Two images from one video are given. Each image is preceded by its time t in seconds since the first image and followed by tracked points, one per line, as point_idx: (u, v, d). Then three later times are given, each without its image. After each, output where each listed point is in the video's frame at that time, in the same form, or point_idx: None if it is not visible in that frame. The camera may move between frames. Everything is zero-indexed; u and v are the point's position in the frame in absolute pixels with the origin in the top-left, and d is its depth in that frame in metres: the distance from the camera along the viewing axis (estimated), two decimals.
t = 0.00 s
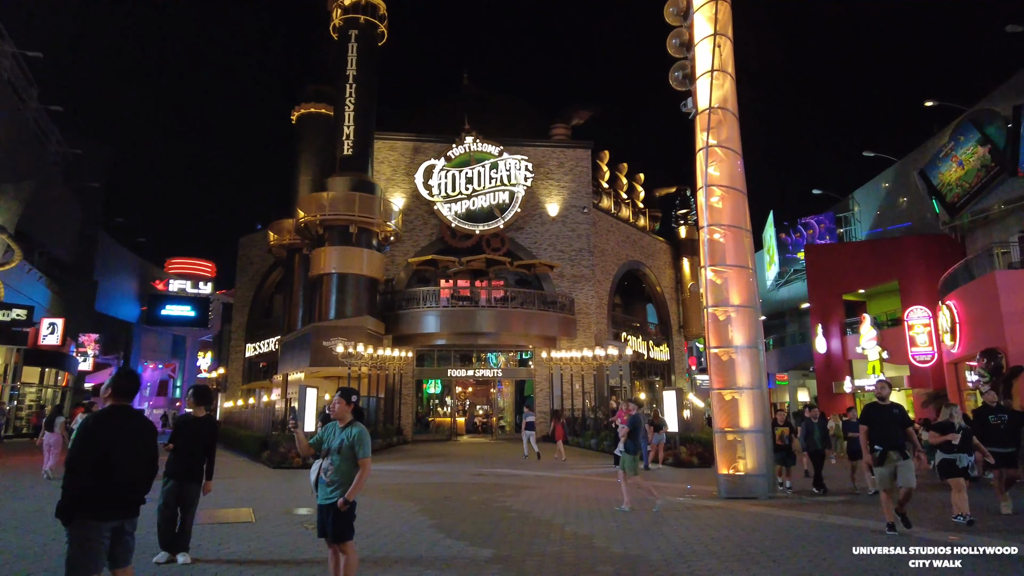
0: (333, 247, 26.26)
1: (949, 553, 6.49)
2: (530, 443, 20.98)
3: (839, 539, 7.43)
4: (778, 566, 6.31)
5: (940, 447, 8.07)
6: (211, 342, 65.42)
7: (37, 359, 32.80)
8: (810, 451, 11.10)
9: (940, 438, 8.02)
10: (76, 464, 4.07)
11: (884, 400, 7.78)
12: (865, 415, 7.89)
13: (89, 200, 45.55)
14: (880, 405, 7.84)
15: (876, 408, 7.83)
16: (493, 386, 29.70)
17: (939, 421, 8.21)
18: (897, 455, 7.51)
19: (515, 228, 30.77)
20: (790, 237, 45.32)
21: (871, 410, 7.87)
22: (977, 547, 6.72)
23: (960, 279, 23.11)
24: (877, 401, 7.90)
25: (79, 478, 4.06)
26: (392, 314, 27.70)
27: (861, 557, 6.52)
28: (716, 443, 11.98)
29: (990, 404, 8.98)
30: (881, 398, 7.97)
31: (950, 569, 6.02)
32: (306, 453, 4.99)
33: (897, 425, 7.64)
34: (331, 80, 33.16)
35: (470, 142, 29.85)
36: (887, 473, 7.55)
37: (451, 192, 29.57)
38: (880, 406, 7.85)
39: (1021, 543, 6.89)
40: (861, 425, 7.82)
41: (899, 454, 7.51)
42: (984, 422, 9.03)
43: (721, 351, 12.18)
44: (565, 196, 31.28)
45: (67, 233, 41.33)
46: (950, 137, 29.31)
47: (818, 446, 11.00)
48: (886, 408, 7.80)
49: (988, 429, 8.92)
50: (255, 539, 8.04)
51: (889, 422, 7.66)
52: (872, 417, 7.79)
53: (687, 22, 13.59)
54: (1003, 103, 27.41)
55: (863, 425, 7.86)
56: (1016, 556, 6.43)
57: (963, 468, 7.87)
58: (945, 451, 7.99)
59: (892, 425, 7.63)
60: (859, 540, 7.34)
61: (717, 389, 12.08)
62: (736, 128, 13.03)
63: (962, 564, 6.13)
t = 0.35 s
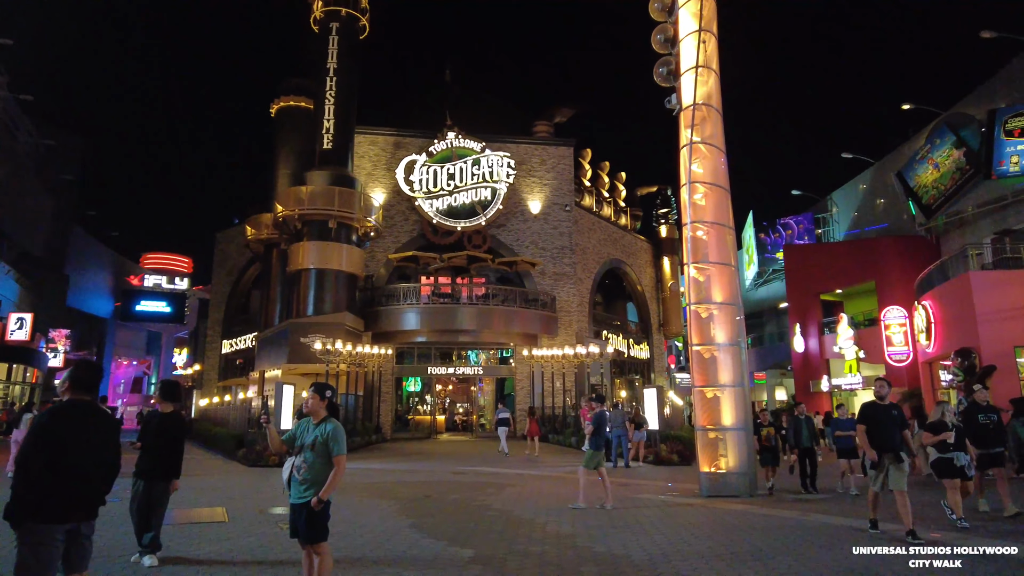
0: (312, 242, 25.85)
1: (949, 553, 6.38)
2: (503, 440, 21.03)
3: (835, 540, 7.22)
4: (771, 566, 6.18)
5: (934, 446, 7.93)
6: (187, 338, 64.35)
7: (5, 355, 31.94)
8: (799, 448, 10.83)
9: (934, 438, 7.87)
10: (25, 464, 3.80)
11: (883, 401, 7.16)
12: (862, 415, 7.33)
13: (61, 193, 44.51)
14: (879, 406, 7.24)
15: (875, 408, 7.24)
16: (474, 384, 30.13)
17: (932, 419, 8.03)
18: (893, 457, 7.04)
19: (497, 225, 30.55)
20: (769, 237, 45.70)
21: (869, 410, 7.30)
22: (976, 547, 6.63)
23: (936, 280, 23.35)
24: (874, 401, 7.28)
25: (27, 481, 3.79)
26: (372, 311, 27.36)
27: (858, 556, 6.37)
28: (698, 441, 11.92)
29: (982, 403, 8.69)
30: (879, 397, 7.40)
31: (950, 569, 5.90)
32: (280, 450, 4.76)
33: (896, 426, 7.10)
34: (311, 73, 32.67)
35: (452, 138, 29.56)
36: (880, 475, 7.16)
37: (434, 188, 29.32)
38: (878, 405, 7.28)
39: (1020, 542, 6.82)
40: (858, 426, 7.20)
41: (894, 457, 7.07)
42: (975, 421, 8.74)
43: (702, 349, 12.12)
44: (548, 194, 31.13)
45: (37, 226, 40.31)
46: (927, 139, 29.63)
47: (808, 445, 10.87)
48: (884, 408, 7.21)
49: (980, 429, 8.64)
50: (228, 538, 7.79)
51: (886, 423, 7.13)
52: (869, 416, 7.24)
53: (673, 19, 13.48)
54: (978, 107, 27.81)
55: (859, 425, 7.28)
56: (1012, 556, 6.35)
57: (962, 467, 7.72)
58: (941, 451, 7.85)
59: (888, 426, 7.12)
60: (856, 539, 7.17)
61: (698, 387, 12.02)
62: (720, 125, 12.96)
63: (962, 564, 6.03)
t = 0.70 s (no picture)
0: (274, 234, 25.25)
1: (949, 553, 6.31)
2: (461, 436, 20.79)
3: (817, 539, 7.01)
4: (745, 564, 6.13)
5: (911, 446, 8.07)
6: (144, 332, 62.44)
7: None
8: (771, 448, 10.65)
9: (915, 438, 7.96)
10: None
11: (865, 395, 7.08)
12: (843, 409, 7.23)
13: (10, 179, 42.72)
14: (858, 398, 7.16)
15: (854, 403, 7.15)
16: (439, 379, 29.32)
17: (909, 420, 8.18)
18: (874, 452, 6.92)
19: (466, 220, 30.27)
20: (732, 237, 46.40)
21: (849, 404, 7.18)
22: (976, 547, 6.60)
23: (893, 281, 23.93)
24: (855, 394, 7.22)
25: None
26: (336, 306, 26.84)
27: (858, 556, 6.23)
28: (663, 437, 11.92)
29: (954, 400, 8.33)
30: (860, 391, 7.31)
31: (951, 569, 5.82)
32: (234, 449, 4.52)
33: (876, 420, 7.04)
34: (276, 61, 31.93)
35: (421, 131, 29.20)
36: (862, 471, 6.91)
37: (400, 181, 28.85)
38: (859, 400, 7.21)
39: (1017, 542, 6.81)
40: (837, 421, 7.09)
41: (876, 452, 6.95)
42: (943, 416, 8.36)
43: (669, 346, 12.13)
44: (516, 189, 30.99)
45: None
46: (886, 145, 30.43)
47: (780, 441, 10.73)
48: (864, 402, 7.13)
49: (949, 426, 8.31)
50: (180, 539, 7.46)
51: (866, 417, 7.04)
52: (848, 412, 7.13)
53: (645, 15, 13.46)
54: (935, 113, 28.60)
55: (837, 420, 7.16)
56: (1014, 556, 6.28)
57: (934, 469, 7.84)
58: (915, 451, 8.01)
59: (870, 420, 7.03)
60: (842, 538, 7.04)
61: (664, 383, 12.04)
62: (691, 123, 12.97)
63: (962, 564, 5.95)
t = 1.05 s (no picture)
0: (218, 226, 24.40)
1: (950, 553, 6.28)
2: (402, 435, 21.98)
3: (778, 540, 6.97)
4: (691, 563, 6.16)
5: (865, 442, 7.80)
6: (76, 326, 59.55)
7: None
8: (721, 447, 10.61)
9: (867, 432, 7.71)
10: None
11: (816, 394, 7.13)
12: (796, 411, 7.27)
13: None
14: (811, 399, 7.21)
15: (807, 404, 7.22)
16: (387, 377, 29.08)
17: (869, 413, 7.88)
18: (829, 453, 6.87)
19: (418, 216, 29.88)
20: (680, 239, 47.36)
21: (803, 405, 7.23)
22: (977, 547, 6.51)
23: (832, 284, 24.79)
24: (808, 395, 7.27)
25: None
26: (282, 301, 26.14)
27: (857, 555, 6.15)
28: (612, 435, 12.00)
29: (896, 401, 8.68)
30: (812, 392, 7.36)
31: (951, 569, 5.76)
32: (166, 449, 4.27)
33: (829, 420, 7.03)
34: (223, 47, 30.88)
35: (372, 124, 28.69)
36: (819, 474, 6.81)
37: (351, 174, 28.36)
38: (812, 401, 7.25)
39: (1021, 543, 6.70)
40: (788, 420, 7.18)
41: (831, 452, 6.90)
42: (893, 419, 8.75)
43: (619, 344, 12.21)
44: (470, 186, 30.80)
45: None
46: (828, 153, 31.29)
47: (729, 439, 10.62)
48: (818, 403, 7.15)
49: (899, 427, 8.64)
50: (109, 545, 7.10)
51: (821, 418, 7.04)
52: (802, 413, 7.18)
53: (601, 15, 13.52)
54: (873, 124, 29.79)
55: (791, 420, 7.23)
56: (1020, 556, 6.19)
57: (886, 464, 7.69)
58: (869, 447, 7.76)
59: (823, 419, 7.02)
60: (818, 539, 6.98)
61: (614, 381, 12.11)
62: (644, 125, 13.10)
63: (962, 564, 5.90)
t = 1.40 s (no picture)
0: (163, 216, 23.45)
1: (950, 553, 5.94)
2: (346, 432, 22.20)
3: (735, 538, 6.93)
4: (648, 562, 6.07)
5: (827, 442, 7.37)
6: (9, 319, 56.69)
7: None
8: (676, 446, 10.31)
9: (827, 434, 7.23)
10: None
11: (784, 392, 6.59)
12: (762, 407, 6.77)
13: None
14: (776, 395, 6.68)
15: (774, 400, 6.71)
16: (341, 375, 28.63)
17: (829, 415, 7.46)
18: (794, 454, 6.45)
19: (372, 210, 29.30)
20: (635, 239, 47.92)
21: (766, 399, 6.73)
22: (976, 547, 6.16)
23: (781, 285, 25.36)
24: (775, 390, 6.75)
25: None
26: (230, 295, 25.34)
27: (854, 555, 5.93)
28: (566, 432, 11.98)
29: (856, 396, 8.77)
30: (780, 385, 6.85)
31: (950, 569, 5.49)
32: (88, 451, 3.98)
33: (796, 419, 6.57)
34: (171, 31, 29.74)
35: (326, 115, 28.06)
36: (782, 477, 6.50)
37: (304, 165, 27.56)
38: (778, 396, 6.75)
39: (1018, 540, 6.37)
40: (749, 416, 6.76)
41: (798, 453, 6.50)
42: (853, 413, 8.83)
43: (575, 342, 12.19)
44: (427, 181, 30.41)
45: None
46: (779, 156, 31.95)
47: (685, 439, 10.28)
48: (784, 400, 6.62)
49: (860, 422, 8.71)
50: (30, 553, 6.64)
51: (785, 417, 6.56)
52: (769, 411, 6.69)
53: (560, 11, 13.43)
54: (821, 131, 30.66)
55: (754, 415, 6.79)
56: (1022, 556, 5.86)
57: (850, 465, 7.27)
58: (833, 448, 7.31)
59: (791, 419, 6.56)
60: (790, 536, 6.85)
61: (569, 378, 12.07)
62: (601, 123, 13.08)
63: (963, 564, 5.61)
